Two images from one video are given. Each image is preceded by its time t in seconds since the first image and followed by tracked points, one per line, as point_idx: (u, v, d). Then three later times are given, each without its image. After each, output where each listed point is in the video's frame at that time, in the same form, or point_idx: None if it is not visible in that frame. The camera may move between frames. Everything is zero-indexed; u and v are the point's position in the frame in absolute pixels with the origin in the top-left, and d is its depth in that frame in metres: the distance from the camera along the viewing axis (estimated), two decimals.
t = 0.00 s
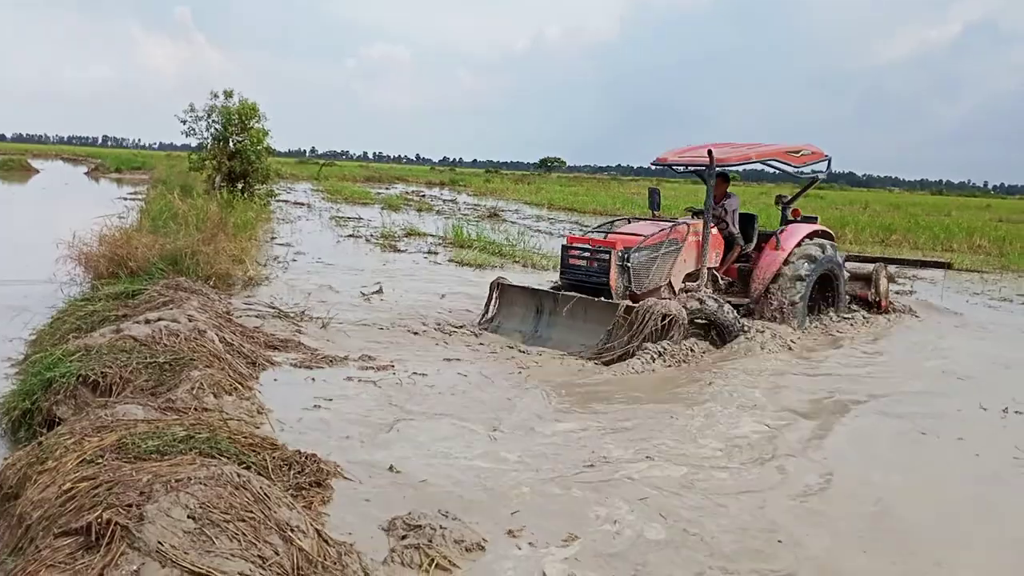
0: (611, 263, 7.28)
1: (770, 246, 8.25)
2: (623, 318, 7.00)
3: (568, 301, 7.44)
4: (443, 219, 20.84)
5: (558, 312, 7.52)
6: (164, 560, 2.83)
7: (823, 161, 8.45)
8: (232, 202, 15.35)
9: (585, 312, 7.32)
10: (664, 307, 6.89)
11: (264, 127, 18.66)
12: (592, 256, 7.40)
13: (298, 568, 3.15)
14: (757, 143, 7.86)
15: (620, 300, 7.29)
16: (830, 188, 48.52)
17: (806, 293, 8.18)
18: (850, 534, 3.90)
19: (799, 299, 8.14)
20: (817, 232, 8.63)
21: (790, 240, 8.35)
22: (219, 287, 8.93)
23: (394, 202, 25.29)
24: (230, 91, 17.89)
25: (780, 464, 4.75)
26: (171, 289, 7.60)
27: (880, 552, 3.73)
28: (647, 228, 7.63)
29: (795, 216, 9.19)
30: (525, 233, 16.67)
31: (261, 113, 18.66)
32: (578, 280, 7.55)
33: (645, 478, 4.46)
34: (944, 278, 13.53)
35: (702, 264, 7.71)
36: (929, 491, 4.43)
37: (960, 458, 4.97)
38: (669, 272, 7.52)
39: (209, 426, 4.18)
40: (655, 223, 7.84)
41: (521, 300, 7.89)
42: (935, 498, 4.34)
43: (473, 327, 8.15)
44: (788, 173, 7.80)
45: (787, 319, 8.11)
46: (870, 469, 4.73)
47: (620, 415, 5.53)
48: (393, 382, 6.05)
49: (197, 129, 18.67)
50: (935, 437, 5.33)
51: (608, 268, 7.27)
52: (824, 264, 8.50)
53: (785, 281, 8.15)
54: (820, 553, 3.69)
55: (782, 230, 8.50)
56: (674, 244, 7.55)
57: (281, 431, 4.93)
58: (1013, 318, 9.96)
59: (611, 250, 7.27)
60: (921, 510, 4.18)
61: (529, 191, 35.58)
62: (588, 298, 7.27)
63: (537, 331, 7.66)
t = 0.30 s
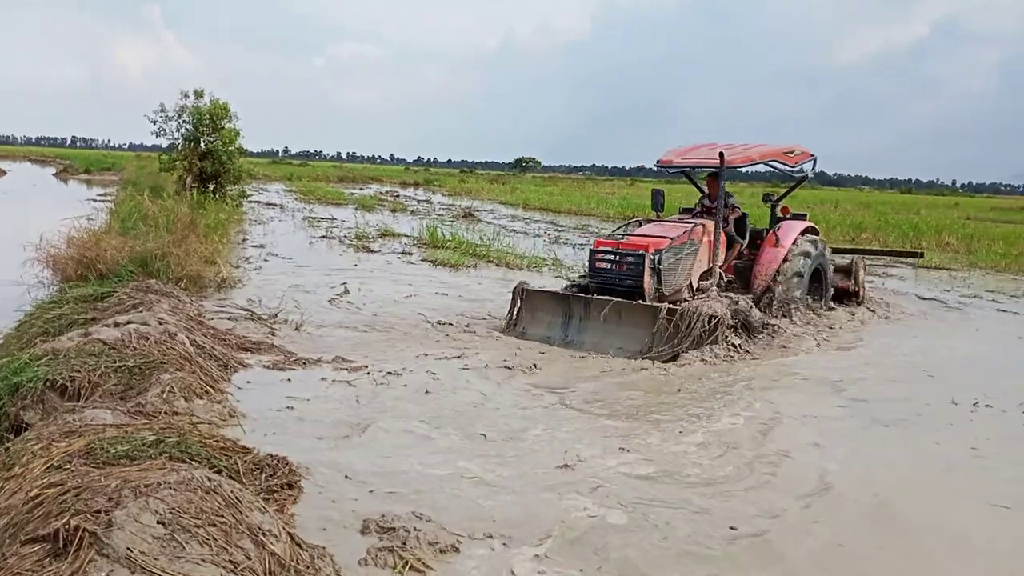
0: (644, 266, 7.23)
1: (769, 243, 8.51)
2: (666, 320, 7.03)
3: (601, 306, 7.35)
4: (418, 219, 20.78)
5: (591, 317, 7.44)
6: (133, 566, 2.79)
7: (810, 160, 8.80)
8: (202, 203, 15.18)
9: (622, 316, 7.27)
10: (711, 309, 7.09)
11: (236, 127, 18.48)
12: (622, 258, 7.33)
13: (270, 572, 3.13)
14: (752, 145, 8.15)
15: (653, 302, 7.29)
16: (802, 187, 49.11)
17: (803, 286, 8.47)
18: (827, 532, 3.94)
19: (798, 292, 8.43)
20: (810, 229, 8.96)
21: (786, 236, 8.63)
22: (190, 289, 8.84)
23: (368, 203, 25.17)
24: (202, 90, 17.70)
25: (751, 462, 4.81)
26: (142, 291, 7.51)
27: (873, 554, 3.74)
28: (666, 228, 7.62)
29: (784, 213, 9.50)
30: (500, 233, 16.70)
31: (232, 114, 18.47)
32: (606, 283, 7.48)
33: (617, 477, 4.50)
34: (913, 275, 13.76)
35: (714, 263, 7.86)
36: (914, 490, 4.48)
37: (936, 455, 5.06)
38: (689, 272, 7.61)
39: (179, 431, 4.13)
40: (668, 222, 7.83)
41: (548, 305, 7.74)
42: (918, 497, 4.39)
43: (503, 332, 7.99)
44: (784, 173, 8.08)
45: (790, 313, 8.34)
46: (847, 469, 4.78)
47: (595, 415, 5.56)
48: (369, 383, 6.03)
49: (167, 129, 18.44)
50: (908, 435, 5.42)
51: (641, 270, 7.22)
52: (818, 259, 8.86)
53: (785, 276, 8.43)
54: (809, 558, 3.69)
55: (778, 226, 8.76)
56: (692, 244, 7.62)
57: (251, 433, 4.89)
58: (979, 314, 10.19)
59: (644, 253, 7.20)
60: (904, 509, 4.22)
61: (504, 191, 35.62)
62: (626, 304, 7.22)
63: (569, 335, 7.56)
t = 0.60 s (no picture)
0: (668, 265, 7.35)
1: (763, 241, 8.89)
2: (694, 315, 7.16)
3: (625, 303, 7.38)
4: (393, 221, 20.72)
5: (615, 314, 7.46)
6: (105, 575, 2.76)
7: (792, 160, 9.31)
8: (174, 206, 15.01)
9: (648, 311, 7.34)
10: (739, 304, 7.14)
11: (208, 129, 18.30)
12: (645, 258, 7.41)
13: None
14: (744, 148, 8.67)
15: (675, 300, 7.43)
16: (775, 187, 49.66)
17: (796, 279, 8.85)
18: (805, 530, 3.98)
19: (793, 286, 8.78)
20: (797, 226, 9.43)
21: (778, 233, 9.05)
22: (162, 293, 8.74)
23: (342, 204, 25.05)
24: (172, 92, 17.51)
25: (725, 459, 4.87)
26: (112, 296, 7.42)
27: (864, 554, 3.74)
28: (677, 227, 7.77)
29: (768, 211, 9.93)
30: (476, 234, 16.71)
31: (204, 116, 18.28)
32: (627, 281, 7.55)
33: (592, 476, 4.53)
34: (883, 273, 13.99)
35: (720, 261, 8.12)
36: (895, 487, 4.51)
37: (911, 449, 5.11)
38: (702, 269, 7.80)
39: (151, 436, 4.09)
40: (676, 221, 7.99)
41: (568, 304, 7.70)
42: (899, 493, 4.42)
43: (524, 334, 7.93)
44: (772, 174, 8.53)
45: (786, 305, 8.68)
46: (824, 466, 4.81)
47: (572, 414, 5.60)
48: (345, 385, 6.02)
49: (137, 132, 18.20)
50: (882, 430, 5.48)
51: (666, 269, 7.33)
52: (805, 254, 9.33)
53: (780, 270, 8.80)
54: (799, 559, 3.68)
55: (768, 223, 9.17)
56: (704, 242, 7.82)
57: (224, 437, 4.85)
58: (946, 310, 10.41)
59: (669, 252, 7.32)
60: (887, 507, 4.25)
61: (479, 192, 35.60)
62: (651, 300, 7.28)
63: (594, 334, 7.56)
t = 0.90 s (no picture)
0: (682, 259, 7.68)
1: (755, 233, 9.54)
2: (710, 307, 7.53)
3: (642, 296, 7.72)
4: (372, 217, 20.65)
5: (632, 306, 7.80)
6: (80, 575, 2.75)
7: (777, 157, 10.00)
8: (150, 203, 14.86)
9: (665, 303, 7.69)
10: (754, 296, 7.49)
11: (184, 125, 18.13)
12: (659, 252, 7.73)
13: None
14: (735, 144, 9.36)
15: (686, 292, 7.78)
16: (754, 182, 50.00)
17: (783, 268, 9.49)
18: (786, 525, 4.02)
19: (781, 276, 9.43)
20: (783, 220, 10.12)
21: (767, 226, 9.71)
22: (138, 291, 8.67)
23: (321, 200, 24.93)
24: (148, 87, 17.31)
25: (701, 452, 4.93)
26: (88, 293, 7.34)
27: (856, 555, 3.74)
28: (684, 223, 8.11)
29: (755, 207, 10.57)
30: (456, 231, 16.72)
31: (180, 111, 18.11)
32: (641, 275, 7.86)
33: (571, 470, 4.57)
34: (860, 267, 14.18)
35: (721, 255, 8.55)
36: (881, 486, 4.53)
37: (892, 446, 5.17)
38: (708, 262, 8.15)
39: (127, 434, 4.06)
40: (681, 217, 8.34)
41: (586, 297, 8.00)
42: (884, 492, 4.46)
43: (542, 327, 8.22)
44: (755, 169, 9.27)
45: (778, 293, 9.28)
46: (806, 463, 4.84)
47: (551, 409, 5.64)
48: (324, 381, 6.02)
49: (112, 127, 17.98)
50: (862, 426, 5.53)
51: (681, 263, 7.67)
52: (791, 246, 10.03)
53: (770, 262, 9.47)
54: (788, 559, 3.68)
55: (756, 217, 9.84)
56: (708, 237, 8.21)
57: (201, 434, 4.83)
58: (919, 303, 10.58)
59: (684, 247, 7.66)
60: (873, 506, 4.28)
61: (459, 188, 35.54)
62: (668, 293, 7.63)
63: (612, 325, 7.90)
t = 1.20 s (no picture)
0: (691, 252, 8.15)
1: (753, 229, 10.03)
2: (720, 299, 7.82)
3: (654, 288, 8.02)
4: (362, 212, 20.59)
5: (644, 297, 8.10)
6: (69, 570, 2.74)
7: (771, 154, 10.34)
8: (138, 197, 14.77)
9: (676, 296, 7.99)
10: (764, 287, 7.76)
11: (173, 119, 18.02)
12: (670, 247, 8.18)
13: (210, 572, 3.10)
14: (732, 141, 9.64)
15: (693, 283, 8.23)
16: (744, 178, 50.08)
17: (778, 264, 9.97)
18: (778, 522, 4.02)
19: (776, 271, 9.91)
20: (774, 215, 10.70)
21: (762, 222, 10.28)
22: (127, 286, 8.62)
23: (311, 195, 24.86)
24: (136, 81, 17.19)
25: (691, 447, 4.96)
26: (76, 288, 7.30)
27: (855, 553, 3.72)
28: (689, 218, 8.58)
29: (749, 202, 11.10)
30: (447, 226, 16.72)
31: (169, 105, 18.00)
32: (651, 268, 8.30)
33: (562, 465, 4.59)
34: (849, 263, 14.27)
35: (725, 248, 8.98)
36: (876, 483, 4.52)
37: (885, 442, 5.17)
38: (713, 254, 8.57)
39: (116, 430, 4.04)
40: (684, 211, 8.80)
41: (600, 289, 8.32)
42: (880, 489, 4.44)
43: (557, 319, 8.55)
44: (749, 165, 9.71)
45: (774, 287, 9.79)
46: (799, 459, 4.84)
47: (543, 403, 5.66)
48: (316, 376, 6.01)
49: (100, 121, 17.85)
50: (852, 423, 5.55)
51: (690, 256, 8.13)
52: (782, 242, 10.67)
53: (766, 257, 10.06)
54: (786, 557, 3.66)
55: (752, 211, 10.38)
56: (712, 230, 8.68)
57: (191, 429, 4.82)
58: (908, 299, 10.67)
59: (694, 241, 8.12)
60: (871, 503, 4.26)
61: (450, 184, 35.47)
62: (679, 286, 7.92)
63: (626, 316, 8.21)
